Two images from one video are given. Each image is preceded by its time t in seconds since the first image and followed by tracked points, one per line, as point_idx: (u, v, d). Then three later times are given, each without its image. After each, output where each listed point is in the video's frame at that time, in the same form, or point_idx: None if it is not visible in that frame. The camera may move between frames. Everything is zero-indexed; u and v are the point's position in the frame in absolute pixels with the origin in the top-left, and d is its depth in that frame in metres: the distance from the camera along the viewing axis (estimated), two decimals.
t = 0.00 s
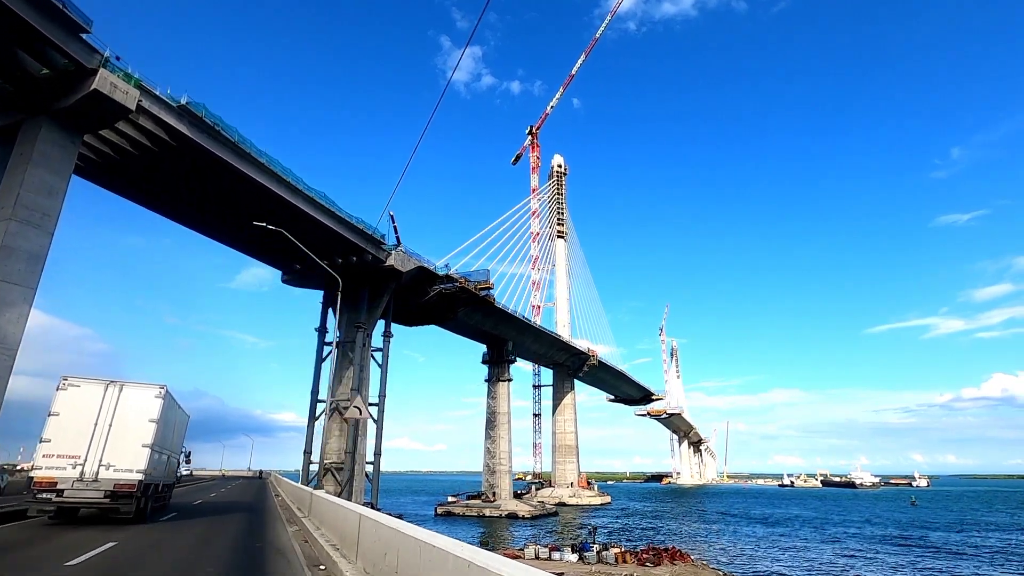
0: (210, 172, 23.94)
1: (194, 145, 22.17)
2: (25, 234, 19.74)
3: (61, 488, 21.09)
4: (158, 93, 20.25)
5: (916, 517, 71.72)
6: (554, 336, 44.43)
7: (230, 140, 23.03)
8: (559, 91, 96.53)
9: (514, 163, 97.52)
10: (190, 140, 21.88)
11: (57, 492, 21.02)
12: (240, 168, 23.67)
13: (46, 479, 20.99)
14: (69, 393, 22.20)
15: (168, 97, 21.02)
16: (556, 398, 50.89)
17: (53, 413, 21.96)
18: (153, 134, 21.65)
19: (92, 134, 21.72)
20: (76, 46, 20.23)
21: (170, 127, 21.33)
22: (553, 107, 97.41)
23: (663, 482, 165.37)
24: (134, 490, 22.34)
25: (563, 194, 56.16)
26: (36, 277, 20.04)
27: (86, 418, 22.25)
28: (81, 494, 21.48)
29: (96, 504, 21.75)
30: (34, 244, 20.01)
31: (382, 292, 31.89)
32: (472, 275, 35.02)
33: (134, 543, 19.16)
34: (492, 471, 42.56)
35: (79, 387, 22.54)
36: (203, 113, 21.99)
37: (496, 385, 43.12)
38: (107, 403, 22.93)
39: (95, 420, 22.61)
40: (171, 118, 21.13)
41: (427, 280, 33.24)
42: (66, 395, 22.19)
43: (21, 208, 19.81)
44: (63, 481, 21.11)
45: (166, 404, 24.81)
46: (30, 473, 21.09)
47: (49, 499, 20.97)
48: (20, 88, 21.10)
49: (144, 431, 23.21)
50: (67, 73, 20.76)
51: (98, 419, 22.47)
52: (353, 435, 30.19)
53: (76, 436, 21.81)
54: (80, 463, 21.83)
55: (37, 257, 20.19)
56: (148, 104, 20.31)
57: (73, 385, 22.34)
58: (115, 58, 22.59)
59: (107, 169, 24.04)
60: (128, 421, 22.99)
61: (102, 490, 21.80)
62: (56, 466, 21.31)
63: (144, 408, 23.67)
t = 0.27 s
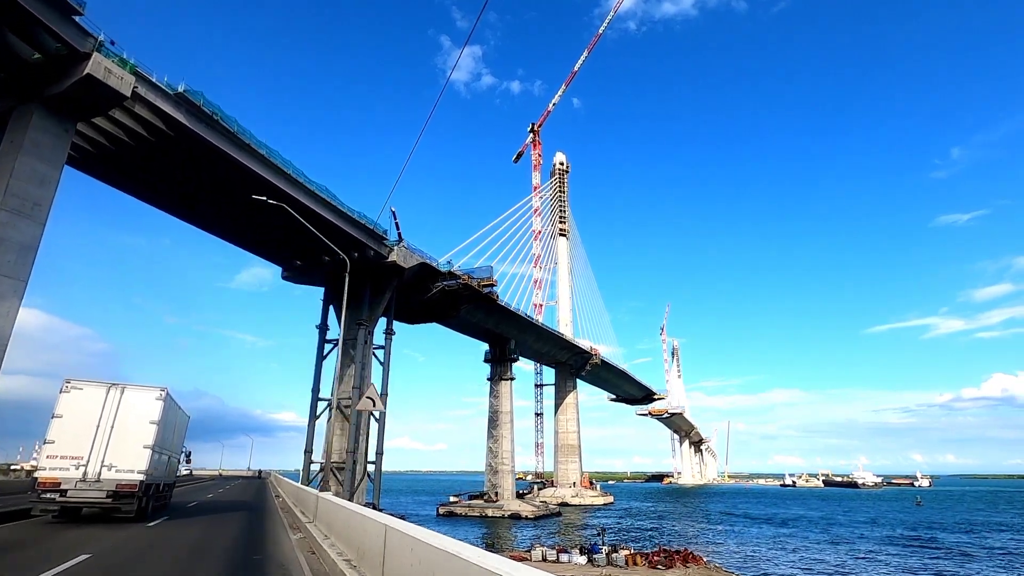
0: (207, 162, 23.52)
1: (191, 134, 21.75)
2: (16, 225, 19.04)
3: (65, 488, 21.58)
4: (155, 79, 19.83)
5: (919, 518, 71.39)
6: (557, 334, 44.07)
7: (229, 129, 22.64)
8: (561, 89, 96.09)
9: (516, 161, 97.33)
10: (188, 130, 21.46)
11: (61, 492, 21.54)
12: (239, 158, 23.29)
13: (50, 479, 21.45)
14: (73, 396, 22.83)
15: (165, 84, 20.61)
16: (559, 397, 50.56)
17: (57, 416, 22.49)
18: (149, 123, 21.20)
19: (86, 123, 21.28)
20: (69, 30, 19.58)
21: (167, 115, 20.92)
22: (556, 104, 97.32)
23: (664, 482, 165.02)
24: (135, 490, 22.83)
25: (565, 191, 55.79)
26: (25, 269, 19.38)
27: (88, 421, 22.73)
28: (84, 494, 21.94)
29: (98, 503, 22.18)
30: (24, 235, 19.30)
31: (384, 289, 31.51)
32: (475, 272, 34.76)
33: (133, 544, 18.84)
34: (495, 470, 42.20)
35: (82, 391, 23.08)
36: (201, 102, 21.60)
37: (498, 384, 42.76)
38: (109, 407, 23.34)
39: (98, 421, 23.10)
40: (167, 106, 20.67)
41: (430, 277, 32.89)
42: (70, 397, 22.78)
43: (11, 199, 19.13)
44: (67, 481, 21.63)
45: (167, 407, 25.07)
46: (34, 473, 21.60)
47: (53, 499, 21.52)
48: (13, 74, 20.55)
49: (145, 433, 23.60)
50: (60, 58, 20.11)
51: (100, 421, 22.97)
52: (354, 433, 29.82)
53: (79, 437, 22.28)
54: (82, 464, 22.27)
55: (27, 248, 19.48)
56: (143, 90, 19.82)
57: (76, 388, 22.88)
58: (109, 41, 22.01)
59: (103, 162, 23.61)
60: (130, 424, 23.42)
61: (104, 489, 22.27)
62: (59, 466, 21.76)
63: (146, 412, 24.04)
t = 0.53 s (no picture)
0: (205, 153, 23.16)
1: (188, 123, 21.38)
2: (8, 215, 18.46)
3: (68, 488, 21.36)
4: (151, 67, 19.50)
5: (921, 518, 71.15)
6: (559, 333, 43.73)
7: (227, 120, 22.29)
8: (562, 86, 95.72)
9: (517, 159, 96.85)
10: (185, 120, 21.14)
11: (64, 491, 21.33)
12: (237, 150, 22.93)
13: (53, 479, 21.27)
14: (75, 398, 22.64)
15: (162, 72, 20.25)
16: (561, 396, 50.25)
17: (59, 417, 22.26)
18: (146, 113, 20.87)
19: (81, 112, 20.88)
20: (62, 15, 18.82)
21: (163, 104, 20.54)
22: (557, 101, 96.87)
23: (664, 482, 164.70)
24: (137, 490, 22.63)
25: (567, 190, 55.43)
26: (15, 261, 18.69)
27: (89, 422, 22.52)
28: (87, 494, 21.72)
29: (100, 503, 21.93)
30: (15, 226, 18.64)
31: (385, 286, 31.20)
32: (478, 270, 34.46)
33: (130, 544, 18.46)
34: (497, 470, 41.87)
35: (84, 392, 22.85)
36: (199, 91, 21.25)
37: (500, 383, 42.41)
38: (110, 407, 23.18)
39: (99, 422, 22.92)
40: (164, 95, 20.34)
41: (432, 274, 32.59)
42: (73, 399, 22.59)
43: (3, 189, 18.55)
44: (69, 481, 21.40)
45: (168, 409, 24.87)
46: (37, 473, 21.44)
47: (55, 499, 21.33)
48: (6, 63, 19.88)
49: (145, 433, 23.40)
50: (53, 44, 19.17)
51: (102, 420, 22.79)
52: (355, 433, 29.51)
53: (81, 437, 22.11)
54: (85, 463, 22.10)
55: (17, 240, 18.79)
56: (138, 77, 19.48)
57: (78, 390, 22.70)
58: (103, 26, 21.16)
59: (99, 156, 23.26)
60: (131, 424, 23.24)
61: (106, 489, 22.03)
62: (62, 466, 21.60)
63: (147, 413, 23.87)
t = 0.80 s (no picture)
0: (202, 143, 22.72)
1: (185, 112, 20.94)
2: None
3: (71, 487, 21.82)
4: (147, 53, 19.06)
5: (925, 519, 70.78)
6: (562, 331, 43.38)
7: (225, 108, 21.84)
8: (564, 83, 95.24)
9: (518, 156, 96.21)
10: (183, 109, 20.72)
11: (66, 490, 21.79)
12: (235, 139, 22.52)
13: (56, 478, 21.77)
14: (77, 399, 23.04)
15: (157, 58, 19.74)
16: (562, 395, 49.94)
17: (62, 418, 22.74)
18: (142, 101, 20.42)
19: (74, 101, 20.36)
20: None
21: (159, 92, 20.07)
22: (559, 97, 96.35)
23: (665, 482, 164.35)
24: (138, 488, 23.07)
25: (569, 187, 55.00)
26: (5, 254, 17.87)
27: (91, 423, 22.98)
28: (89, 493, 22.14)
29: (102, 501, 22.32)
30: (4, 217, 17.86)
31: (387, 283, 30.84)
32: (481, 266, 34.08)
33: (128, 543, 18.16)
34: (499, 470, 41.53)
35: (86, 394, 23.29)
36: (196, 78, 20.80)
37: (502, 381, 42.05)
38: (111, 409, 23.64)
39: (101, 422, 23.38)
40: (161, 82, 19.91)
41: (434, 270, 32.27)
42: (75, 400, 23.03)
43: None
44: (72, 480, 21.86)
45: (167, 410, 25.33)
46: (41, 472, 21.96)
47: (59, 497, 21.76)
48: None
49: (145, 433, 23.82)
50: (41, 28, 18.39)
51: (103, 421, 23.26)
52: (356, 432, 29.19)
53: (82, 436, 22.59)
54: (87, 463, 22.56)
55: (7, 232, 18.00)
56: (133, 63, 19.02)
57: (80, 391, 23.10)
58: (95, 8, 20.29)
59: (94, 148, 22.78)
60: (132, 425, 23.69)
61: (108, 487, 22.45)
62: (64, 465, 22.06)
63: (146, 414, 24.32)
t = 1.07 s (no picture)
0: (199, 130, 22.25)
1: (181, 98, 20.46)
2: None
3: (73, 487, 21.88)
4: (141, 36, 18.58)
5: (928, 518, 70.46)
6: (564, 329, 43.06)
7: (222, 95, 21.36)
8: (565, 82, 94.92)
9: (518, 154, 96.18)
10: (179, 95, 20.27)
11: (68, 490, 21.84)
12: (232, 127, 22.07)
13: (58, 478, 21.83)
14: (78, 401, 23.12)
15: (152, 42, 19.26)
16: (564, 394, 49.63)
17: (63, 420, 22.73)
18: (137, 88, 19.94)
19: (66, 87, 19.85)
20: None
21: (154, 77, 19.59)
22: (559, 95, 96.63)
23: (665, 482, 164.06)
24: (138, 489, 23.12)
25: (570, 185, 54.66)
26: None
27: (92, 424, 23.02)
28: (91, 493, 22.18)
29: (103, 501, 22.35)
30: None
31: (388, 278, 30.29)
32: (483, 263, 33.75)
33: (127, 541, 17.93)
34: (501, 470, 41.18)
35: (87, 395, 23.39)
36: (192, 64, 20.33)
37: (504, 380, 41.73)
38: (112, 411, 23.69)
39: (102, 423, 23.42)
40: (156, 67, 19.45)
41: (437, 266, 32.01)
42: (76, 402, 23.09)
43: None
44: (74, 480, 21.90)
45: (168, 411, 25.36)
46: (43, 473, 21.96)
47: (60, 497, 21.77)
48: None
49: (145, 434, 23.83)
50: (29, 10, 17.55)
51: (104, 422, 23.30)
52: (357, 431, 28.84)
53: (84, 437, 22.62)
54: (88, 463, 22.63)
55: None
56: (127, 46, 18.54)
57: (82, 393, 23.20)
58: None
59: (89, 137, 22.32)
60: (133, 425, 23.74)
61: (109, 487, 22.51)
62: (66, 466, 22.10)
63: (147, 415, 24.38)
